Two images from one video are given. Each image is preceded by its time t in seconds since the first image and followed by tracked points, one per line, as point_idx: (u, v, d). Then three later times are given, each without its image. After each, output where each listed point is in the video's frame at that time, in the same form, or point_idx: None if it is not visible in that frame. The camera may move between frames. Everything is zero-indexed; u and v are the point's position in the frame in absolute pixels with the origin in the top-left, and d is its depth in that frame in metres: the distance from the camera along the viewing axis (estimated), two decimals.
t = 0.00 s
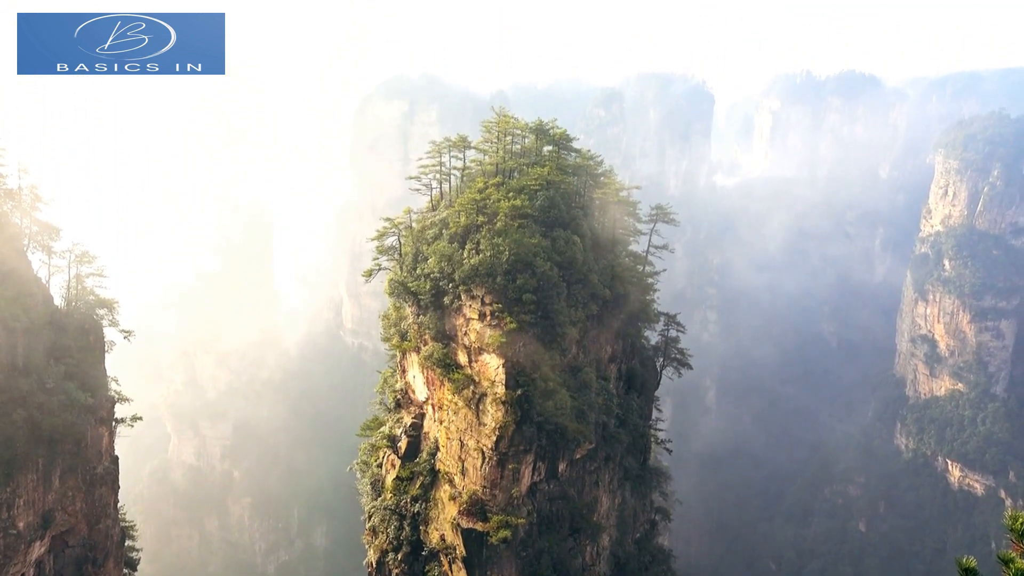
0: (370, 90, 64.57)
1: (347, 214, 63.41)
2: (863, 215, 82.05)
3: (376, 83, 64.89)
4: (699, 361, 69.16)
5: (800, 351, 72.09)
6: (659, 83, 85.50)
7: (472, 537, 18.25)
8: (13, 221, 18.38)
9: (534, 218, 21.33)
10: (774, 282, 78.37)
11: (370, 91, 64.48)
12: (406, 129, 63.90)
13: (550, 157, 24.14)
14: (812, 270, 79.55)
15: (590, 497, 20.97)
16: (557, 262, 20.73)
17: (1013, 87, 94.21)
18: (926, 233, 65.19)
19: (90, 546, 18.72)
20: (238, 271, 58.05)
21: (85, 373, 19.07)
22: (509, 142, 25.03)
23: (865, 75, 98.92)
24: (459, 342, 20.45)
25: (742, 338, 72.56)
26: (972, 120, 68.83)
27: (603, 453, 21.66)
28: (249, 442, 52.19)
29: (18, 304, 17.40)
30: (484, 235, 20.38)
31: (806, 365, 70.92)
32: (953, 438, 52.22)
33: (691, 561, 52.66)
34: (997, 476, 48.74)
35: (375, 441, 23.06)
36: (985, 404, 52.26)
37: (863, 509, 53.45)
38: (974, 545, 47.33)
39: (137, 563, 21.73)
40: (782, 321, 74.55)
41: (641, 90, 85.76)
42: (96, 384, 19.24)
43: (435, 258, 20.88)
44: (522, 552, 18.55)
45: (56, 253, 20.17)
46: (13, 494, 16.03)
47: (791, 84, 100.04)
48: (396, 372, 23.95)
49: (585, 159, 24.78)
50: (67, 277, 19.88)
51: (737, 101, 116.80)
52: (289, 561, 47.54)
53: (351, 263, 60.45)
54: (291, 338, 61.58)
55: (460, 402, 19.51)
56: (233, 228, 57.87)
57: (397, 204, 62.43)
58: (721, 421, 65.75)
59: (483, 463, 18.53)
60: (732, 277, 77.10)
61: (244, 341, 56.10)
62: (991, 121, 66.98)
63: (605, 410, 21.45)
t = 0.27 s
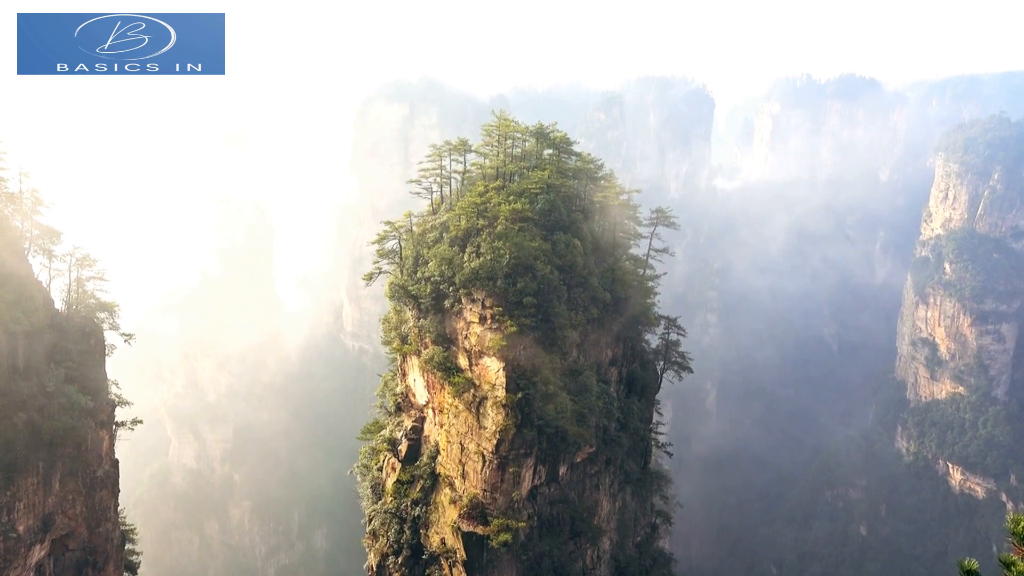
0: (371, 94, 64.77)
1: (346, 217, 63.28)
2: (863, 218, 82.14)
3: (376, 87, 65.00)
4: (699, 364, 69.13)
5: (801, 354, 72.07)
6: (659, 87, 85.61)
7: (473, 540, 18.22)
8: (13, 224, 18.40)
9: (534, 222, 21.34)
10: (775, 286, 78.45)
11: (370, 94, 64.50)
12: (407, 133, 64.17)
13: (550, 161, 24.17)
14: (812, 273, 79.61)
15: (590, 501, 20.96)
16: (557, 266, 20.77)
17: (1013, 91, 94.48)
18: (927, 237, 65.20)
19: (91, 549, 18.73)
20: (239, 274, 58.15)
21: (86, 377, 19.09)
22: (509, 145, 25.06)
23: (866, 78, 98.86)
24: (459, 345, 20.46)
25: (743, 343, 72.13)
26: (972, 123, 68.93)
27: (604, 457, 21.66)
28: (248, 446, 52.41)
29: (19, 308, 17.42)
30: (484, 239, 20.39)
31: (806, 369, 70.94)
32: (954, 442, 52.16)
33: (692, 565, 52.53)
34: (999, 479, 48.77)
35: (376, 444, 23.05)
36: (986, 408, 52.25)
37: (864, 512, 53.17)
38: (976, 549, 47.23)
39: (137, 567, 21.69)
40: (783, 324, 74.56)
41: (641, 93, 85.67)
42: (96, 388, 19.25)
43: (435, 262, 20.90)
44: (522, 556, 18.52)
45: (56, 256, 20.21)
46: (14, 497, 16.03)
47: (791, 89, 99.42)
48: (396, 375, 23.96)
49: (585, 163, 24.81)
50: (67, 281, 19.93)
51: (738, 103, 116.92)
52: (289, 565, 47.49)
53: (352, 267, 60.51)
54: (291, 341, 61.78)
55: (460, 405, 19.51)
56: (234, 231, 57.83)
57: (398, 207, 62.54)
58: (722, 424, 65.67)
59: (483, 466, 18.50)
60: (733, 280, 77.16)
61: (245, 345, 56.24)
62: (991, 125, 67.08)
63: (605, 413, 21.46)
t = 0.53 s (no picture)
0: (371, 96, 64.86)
1: (346, 218, 63.42)
2: (863, 220, 82.18)
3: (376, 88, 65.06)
4: (700, 366, 69.15)
5: (801, 355, 72.04)
6: (659, 89, 85.85)
7: (473, 542, 18.18)
8: (13, 226, 18.40)
9: (535, 223, 21.36)
10: (775, 287, 78.49)
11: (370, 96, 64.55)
12: (407, 135, 64.23)
13: (550, 163, 24.20)
14: (812, 274, 79.66)
15: (590, 502, 20.96)
16: (557, 267, 20.78)
17: (1013, 93, 94.51)
18: (927, 238, 65.22)
19: (91, 551, 18.72)
20: (239, 276, 58.16)
21: (86, 379, 19.08)
22: (509, 147, 25.07)
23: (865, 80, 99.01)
24: (459, 347, 20.46)
25: (744, 344, 72.24)
26: (972, 125, 68.96)
27: (604, 458, 21.67)
28: (249, 448, 52.64)
29: (19, 310, 17.42)
30: (485, 241, 20.39)
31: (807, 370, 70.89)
32: (955, 443, 52.14)
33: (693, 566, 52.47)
34: (1000, 481, 48.82)
35: (376, 446, 23.02)
36: (987, 409, 52.21)
37: (864, 514, 53.01)
38: (977, 550, 47.19)
39: (137, 569, 21.69)
40: (784, 325, 74.56)
41: (641, 95, 85.81)
42: (96, 390, 19.25)
43: (435, 263, 20.90)
44: (522, 558, 18.50)
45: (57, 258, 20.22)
46: (13, 499, 16.02)
47: (791, 90, 99.59)
48: (397, 377, 23.95)
49: (586, 165, 24.87)
50: (67, 282, 19.95)
51: (738, 105, 117.38)
52: (290, 566, 47.51)
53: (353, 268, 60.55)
54: (291, 343, 61.90)
55: (460, 407, 19.50)
56: (235, 232, 57.75)
57: (398, 209, 62.59)
58: (722, 426, 65.69)
59: (484, 468, 18.49)
60: (734, 281, 77.25)
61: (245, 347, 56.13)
62: (991, 127, 67.10)
63: (605, 415, 21.46)
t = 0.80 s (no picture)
0: (371, 97, 64.84)
1: (347, 219, 63.60)
2: (863, 221, 82.16)
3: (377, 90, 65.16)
4: (700, 367, 69.13)
5: (801, 356, 72.00)
6: (660, 91, 85.98)
7: (473, 543, 18.16)
8: (13, 226, 18.42)
9: (535, 225, 21.37)
10: (775, 289, 78.49)
11: (370, 98, 64.65)
12: (407, 136, 64.20)
13: (550, 164, 24.22)
14: (812, 276, 79.66)
15: (590, 504, 20.96)
16: (557, 269, 20.78)
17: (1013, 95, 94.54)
18: (927, 240, 65.22)
19: (91, 552, 18.71)
20: (239, 277, 58.15)
21: (85, 380, 19.08)
22: (510, 149, 25.08)
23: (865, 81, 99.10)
24: (459, 348, 20.45)
25: (744, 347, 72.40)
26: (972, 127, 68.97)
27: (604, 460, 21.66)
28: (249, 449, 52.65)
29: (19, 311, 17.43)
30: (485, 242, 20.41)
31: (807, 372, 70.81)
32: (955, 445, 52.10)
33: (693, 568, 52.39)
34: (1000, 483, 48.82)
35: (376, 448, 23.01)
36: (987, 411, 52.15)
37: (864, 515, 53.05)
38: (977, 552, 47.13)
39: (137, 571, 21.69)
40: (784, 327, 74.53)
41: (641, 97, 85.94)
42: (96, 391, 19.25)
43: (436, 265, 20.91)
44: (522, 559, 18.49)
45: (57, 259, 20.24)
46: (13, 500, 16.01)
47: (790, 92, 100.01)
48: (397, 379, 23.97)
49: (586, 166, 24.88)
50: (68, 284, 19.98)
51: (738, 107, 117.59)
52: (289, 568, 47.45)
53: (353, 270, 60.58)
54: (290, 343, 61.79)
55: (460, 408, 19.50)
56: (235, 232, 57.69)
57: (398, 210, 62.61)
58: (722, 427, 65.81)
59: (483, 470, 18.48)
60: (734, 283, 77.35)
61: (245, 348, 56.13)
62: (990, 128, 67.09)
63: (605, 416, 21.47)
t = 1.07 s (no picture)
0: (371, 100, 64.87)
1: (347, 222, 63.65)
2: (863, 225, 82.17)
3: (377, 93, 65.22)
4: (700, 370, 69.06)
5: (801, 360, 71.97)
6: (660, 95, 86.26)
7: (473, 547, 18.12)
8: (13, 229, 18.41)
9: (534, 228, 21.40)
10: (775, 292, 78.44)
11: (371, 101, 64.72)
12: (407, 139, 64.23)
13: (551, 168, 24.24)
14: (812, 279, 79.71)
15: (590, 508, 20.95)
16: (557, 272, 20.77)
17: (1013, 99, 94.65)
18: (927, 243, 65.23)
19: (90, 556, 18.68)
20: (239, 278, 58.09)
21: (85, 383, 19.07)
22: (510, 152, 25.09)
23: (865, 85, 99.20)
24: (459, 351, 20.43)
25: (744, 350, 72.37)
26: (972, 130, 68.99)
27: (604, 464, 21.65)
28: (248, 452, 52.46)
29: (19, 314, 17.43)
30: (485, 246, 20.42)
31: (807, 376, 70.78)
32: (955, 449, 52.04)
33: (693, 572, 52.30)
34: (1000, 487, 48.71)
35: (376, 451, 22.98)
36: (987, 414, 52.07)
37: (864, 519, 53.03)
38: (978, 556, 47.07)
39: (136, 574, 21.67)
40: (783, 331, 74.51)
41: (641, 101, 86.20)
42: (95, 394, 19.24)
43: (436, 268, 20.94)
44: (522, 564, 18.47)
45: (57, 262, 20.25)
46: (13, 504, 15.97)
47: (791, 96, 99.89)
48: (396, 382, 23.97)
49: (586, 170, 24.86)
50: (68, 287, 19.98)
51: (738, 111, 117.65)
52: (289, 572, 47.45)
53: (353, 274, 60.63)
54: (291, 345, 61.47)
55: (460, 412, 19.49)
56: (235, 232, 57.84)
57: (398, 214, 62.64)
58: (722, 431, 65.71)
59: (483, 473, 18.46)
60: (734, 286, 77.39)
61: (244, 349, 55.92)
62: (990, 132, 67.09)
63: (605, 420, 21.46)
